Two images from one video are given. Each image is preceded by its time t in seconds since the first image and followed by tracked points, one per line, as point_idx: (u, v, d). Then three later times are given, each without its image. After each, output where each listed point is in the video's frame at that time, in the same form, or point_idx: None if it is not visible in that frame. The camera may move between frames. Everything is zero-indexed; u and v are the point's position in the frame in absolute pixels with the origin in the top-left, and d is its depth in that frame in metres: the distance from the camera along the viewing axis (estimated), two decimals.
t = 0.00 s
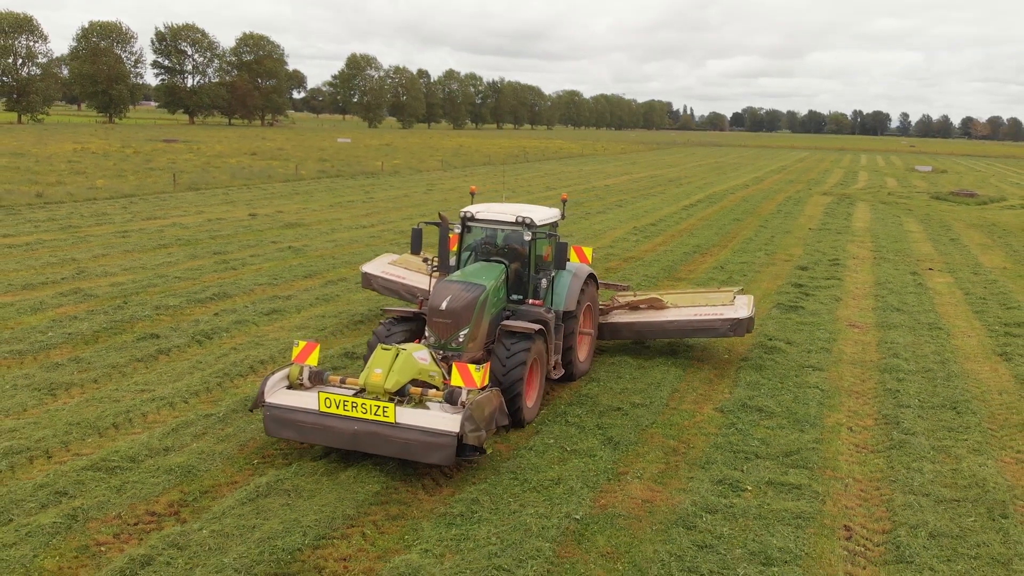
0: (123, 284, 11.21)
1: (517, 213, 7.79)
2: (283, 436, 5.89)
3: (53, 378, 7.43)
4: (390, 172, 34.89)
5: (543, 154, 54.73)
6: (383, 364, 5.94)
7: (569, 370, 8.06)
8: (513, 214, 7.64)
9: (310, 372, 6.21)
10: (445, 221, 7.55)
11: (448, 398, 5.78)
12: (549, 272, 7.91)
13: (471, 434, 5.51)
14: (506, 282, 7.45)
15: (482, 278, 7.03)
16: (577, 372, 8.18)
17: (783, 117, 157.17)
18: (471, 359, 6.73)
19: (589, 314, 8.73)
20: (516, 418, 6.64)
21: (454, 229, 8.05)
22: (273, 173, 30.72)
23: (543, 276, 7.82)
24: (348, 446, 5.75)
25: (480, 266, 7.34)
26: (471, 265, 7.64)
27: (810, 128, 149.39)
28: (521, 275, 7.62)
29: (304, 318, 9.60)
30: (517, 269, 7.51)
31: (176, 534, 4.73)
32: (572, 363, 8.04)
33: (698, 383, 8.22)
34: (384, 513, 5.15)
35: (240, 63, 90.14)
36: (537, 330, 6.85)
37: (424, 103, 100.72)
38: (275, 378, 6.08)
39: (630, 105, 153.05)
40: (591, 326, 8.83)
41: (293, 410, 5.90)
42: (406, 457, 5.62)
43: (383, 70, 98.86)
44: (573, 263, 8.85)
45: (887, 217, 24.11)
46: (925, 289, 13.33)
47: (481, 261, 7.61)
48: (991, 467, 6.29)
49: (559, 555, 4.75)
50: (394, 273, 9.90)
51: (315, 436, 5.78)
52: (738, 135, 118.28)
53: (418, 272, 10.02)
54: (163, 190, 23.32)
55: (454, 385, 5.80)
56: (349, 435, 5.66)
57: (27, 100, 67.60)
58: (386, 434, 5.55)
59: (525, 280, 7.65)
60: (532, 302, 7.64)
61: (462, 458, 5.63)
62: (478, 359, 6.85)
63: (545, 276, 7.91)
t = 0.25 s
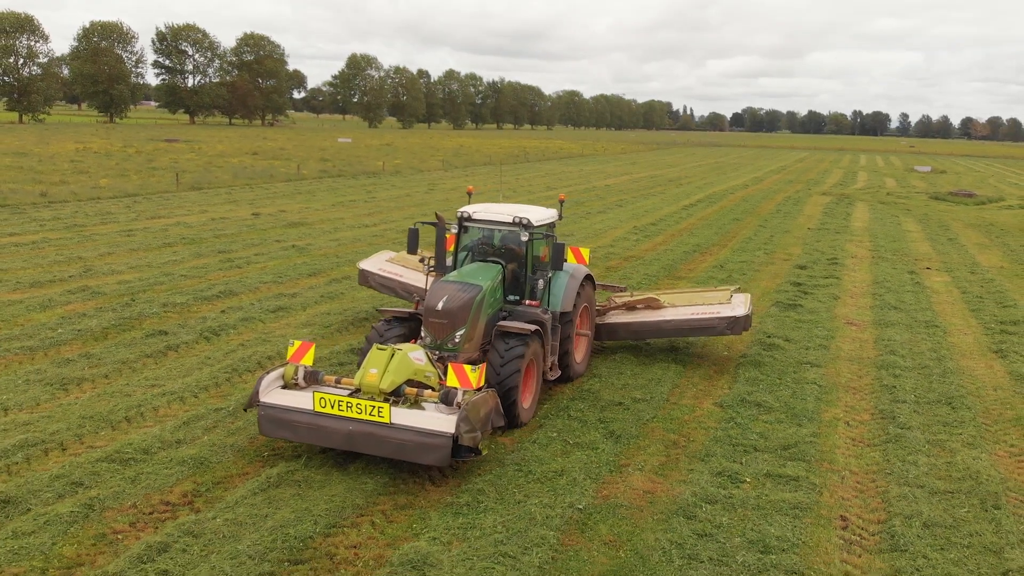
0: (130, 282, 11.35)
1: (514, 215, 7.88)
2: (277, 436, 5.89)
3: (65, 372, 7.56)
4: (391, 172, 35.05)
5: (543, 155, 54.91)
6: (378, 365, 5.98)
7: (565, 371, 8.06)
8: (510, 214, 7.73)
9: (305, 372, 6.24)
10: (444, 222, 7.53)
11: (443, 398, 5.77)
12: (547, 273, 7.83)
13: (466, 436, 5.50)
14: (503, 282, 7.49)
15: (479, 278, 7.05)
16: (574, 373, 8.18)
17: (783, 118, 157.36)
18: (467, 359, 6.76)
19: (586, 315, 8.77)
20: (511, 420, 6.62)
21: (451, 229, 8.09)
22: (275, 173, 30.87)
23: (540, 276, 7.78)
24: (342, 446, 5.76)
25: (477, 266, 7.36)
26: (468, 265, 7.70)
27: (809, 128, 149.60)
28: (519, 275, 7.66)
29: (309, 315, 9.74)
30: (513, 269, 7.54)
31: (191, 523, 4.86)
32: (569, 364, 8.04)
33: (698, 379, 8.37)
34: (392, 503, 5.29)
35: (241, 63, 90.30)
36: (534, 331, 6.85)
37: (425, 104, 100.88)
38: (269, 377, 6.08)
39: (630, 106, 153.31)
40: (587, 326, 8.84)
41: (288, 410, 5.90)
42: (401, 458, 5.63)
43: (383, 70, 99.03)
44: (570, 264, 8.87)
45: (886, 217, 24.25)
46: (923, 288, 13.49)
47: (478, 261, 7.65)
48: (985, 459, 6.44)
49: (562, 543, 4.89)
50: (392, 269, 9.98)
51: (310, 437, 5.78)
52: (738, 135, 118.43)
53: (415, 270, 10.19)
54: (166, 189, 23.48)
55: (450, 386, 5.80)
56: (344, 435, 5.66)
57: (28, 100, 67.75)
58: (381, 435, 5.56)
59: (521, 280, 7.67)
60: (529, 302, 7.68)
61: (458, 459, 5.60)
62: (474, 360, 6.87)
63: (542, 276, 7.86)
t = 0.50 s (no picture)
0: (139, 279, 11.50)
1: (514, 214, 7.92)
2: (277, 436, 5.90)
3: (79, 367, 7.71)
4: (393, 171, 35.21)
5: (543, 155, 55.08)
6: (378, 365, 6.07)
7: (565, 370, 8.07)
8: (510, 214, 7.78)
9: (304, 372, 6.28)
10: (443, 221, 7.64)
11: (443, 398, 5.81)
12: (546, 272, 7.91)
13: (466, 436, 5.51)
14: (503, 282, 7.56)
15: (478, 278, 7.10)
16: (574, 373, 8.21)
17: (783, 118, 157.49)
18: (467, 359, 6.82)
19: (586, 315, 8.80)
20: (511, 420, 6.60)
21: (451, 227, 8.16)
22: (277, 172, 31.00)
23: (539, 276, 7.87)
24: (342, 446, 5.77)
25: (477, 266, 7.43)
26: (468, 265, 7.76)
27: (809, 128, 149.77)
28: (518, 275, 7.74)
29: (317, 312, 9.90)
30: (513, 269, 7.63)
31: (211, 510, 5.01)
32: (569, 363, 8.06)
33: (700, 374, 8.52)
34: (404, 492, 5.45)
35: (242, 63, 90.43)
36: (534, 330, 6.84)
37: (425, 104, 101.02)
38: (269, 377, 6.10)
39: (630, 105, 153.46)
40: (587, 326, 8.87)
41: (287, 410, 5.91)
42: (400, 459, 5.63)
43: (384, 70, 99.17)
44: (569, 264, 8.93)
45: (885, 216, 24.39)
46: (921, 286, 13.65)
47: (478, 261, 7.74)
48: (981, 451, 6.59)
49: (570, 529, 5.05)
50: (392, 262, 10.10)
51: (309, 436, 5.78)
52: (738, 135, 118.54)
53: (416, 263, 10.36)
54: (170, 188, 23.62)
55: (450, 386, 5.85)
56: (344, 435, 5.67)
57: (29, 100, 67.89)
58: (381, 435, 5.57)
59: (521, 279, 7.75)
60: (528, 302, 7.75)
61: (457, 459, 5.62)
62: (474, 360, 6.93)
63: (541, 275, 7.94)
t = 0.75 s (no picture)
0: (150, 276, 11.66)
1: (514, 213, 7.89)
2: (278, 438, 5.89)
3: (96, 361, 7.86)
4: (395, 171, 35.40)
5: (544, 155, 55.29)
6: (379, 366, 6.04)
7: (565, 371, 8.06)
8: (511, 214, 7.74)
9: (306, 373, 6.26)
10: (444, 221, 7.61)
11: (444, 400, 5.81)
12: (548, 272, 7.93)
13: (468, 438, 5.52)
14: (503, 282, 7.55)
15: (479, 278, 7.07)
16: (574, 373, 8.18)
17: (783, 118, 157.69)
18: (468, 360, 6.76)
19: (586, 315, 8.81)
20: (513, 419, 6.61)
21: (451, 227, 8.08)
22: (281, 172, 31.17)
23: (541, 276, 7.86)
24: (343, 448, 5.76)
25: (477, 266, 7.39)
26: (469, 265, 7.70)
27: (809, 128, 149.94)
28: (518, 275, 7.73)
29: (326, 308, 10.06)
30: (514, 269, 7.61)
31: (233, 497, 5.18)
32: (569, 364, 8.05)
33: (703, 369, 8.68)
34: (419, 481, 5.62)
35: (243, 63, 90.61)
36: (535, 330, 6.87)
37: (426, 104, 101.18)
38: (271, 378, 6.09)
39: (630, 105, 153.65)
40: (587, 325, 8.89)
41: (289, 411, 5.91)
42: (402, 461, 5.63)
43: (385, 70, 99.34)
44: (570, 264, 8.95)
45: (885, 215, 24.56)
46: (920, 283, 13.82)
47: (478, 260, 7.69)
48: (978, 443, 6.76)
49: (579, 515, 5.23)
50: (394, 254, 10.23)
51: (310, 438, 5.77)
52: (738, 135, 118.74)
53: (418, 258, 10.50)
54: (176, 187, 23.81)
55: (451, 388, 5.86)
56: (345, 437, 5.66)
57: (31, 100, 68.09)
58: (383, 437, 5.56)
59: (522, 279, 7.74)
60: (529, 302, 7.74)
61: (460, 461, 5.65)
62: (474, 361, 6.88)
63: (543, 275, 7.94)
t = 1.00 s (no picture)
0: (162, 274, 11.83)
1: (517, 214, 7.95)
2: (282, 438, 5.91)
3: (115, 356, 8.03)
4: (398, 170, 35.57)
5: (545, 154, 55.45)
6: (383, 367, 6.05)
7: (567, 370, 8.06)
8: (514, 214, 7.79)
9: (310, 373, 6.26)
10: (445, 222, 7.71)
11: (449, 400, 5.85)
12: (550, 273, 8.01)
13: (471, 439, 5.57)
14: (506, 282, 7.60)
15: (483, 278, 7.14)
16: (576, 373, 8.20)
17: (783, 117, 157.84)
18: (471, 361, 6.83)
19: (589, 315, 8.86)
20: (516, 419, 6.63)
21: (453, 227, 8.15)
22: (284, 171, 31.32)
23: (544, 278, 7.92)
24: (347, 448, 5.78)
25: (480, 267, 7.46)
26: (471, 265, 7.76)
27: (809, 128, 150.10)
28: (521, 274, 7.76)
29: (337, 305, 10.23)
30: (517, 269, 7.64)
31: (257, 484, 5.36)
32: (571, 363, 8.07)
33: (708, 364, 8.85)
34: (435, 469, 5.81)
35: (244, 62, 90.78)
36: (538, 330, 6.93)
37: (426, 103, 101.31)
38: (275, 378, 6.11)
39: (630, 105, 153.76)
40: (589, 326, 8.92)
41: (293, 412, 5.93)
42: (406, 461, 5.65)
43: (385, 69, 99.47)
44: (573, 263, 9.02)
45: (886, 215, 24.72)
46: (921, 281, 14.00)
47: (481, 261, 7.73)
48: (978, 434, 6.93)
49: (591, 500, 5.43)
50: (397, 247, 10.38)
51: (314, 438, 5.80)
52: (739, 134, 118.90)
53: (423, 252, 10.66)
54: (181, 186, 23.98)
55: (455, 389, 5.88)
56: (349, 437, 5.68)
57: (33, 99, 68.21)
58: (387, 437, 5.58)
59: (524, 280, 7.79)
60: (532, 302, 7.79)
61: (463, 461, 5.71)
62: (478, 361, 6.96)
63: (545, 276, 8.02)
